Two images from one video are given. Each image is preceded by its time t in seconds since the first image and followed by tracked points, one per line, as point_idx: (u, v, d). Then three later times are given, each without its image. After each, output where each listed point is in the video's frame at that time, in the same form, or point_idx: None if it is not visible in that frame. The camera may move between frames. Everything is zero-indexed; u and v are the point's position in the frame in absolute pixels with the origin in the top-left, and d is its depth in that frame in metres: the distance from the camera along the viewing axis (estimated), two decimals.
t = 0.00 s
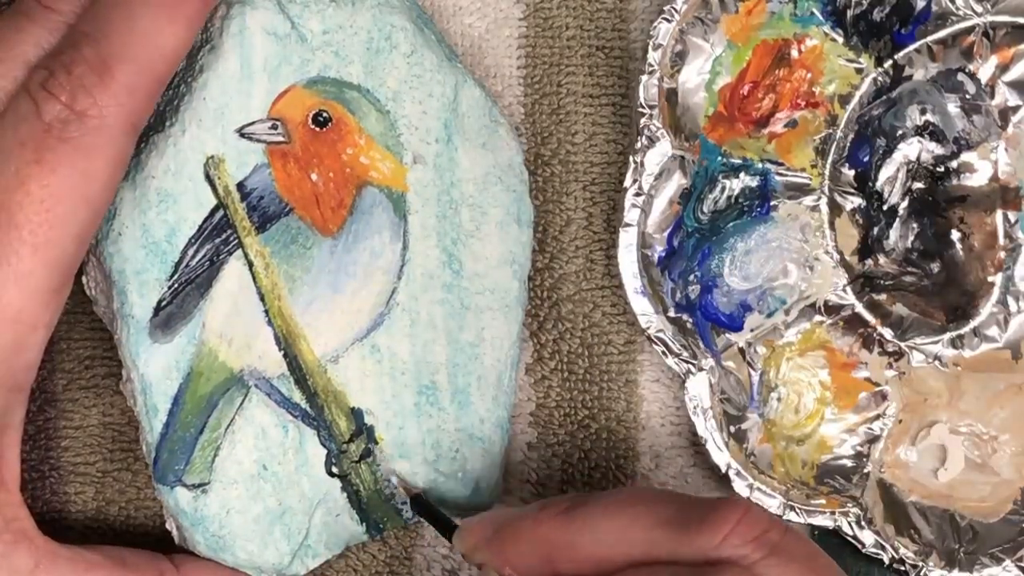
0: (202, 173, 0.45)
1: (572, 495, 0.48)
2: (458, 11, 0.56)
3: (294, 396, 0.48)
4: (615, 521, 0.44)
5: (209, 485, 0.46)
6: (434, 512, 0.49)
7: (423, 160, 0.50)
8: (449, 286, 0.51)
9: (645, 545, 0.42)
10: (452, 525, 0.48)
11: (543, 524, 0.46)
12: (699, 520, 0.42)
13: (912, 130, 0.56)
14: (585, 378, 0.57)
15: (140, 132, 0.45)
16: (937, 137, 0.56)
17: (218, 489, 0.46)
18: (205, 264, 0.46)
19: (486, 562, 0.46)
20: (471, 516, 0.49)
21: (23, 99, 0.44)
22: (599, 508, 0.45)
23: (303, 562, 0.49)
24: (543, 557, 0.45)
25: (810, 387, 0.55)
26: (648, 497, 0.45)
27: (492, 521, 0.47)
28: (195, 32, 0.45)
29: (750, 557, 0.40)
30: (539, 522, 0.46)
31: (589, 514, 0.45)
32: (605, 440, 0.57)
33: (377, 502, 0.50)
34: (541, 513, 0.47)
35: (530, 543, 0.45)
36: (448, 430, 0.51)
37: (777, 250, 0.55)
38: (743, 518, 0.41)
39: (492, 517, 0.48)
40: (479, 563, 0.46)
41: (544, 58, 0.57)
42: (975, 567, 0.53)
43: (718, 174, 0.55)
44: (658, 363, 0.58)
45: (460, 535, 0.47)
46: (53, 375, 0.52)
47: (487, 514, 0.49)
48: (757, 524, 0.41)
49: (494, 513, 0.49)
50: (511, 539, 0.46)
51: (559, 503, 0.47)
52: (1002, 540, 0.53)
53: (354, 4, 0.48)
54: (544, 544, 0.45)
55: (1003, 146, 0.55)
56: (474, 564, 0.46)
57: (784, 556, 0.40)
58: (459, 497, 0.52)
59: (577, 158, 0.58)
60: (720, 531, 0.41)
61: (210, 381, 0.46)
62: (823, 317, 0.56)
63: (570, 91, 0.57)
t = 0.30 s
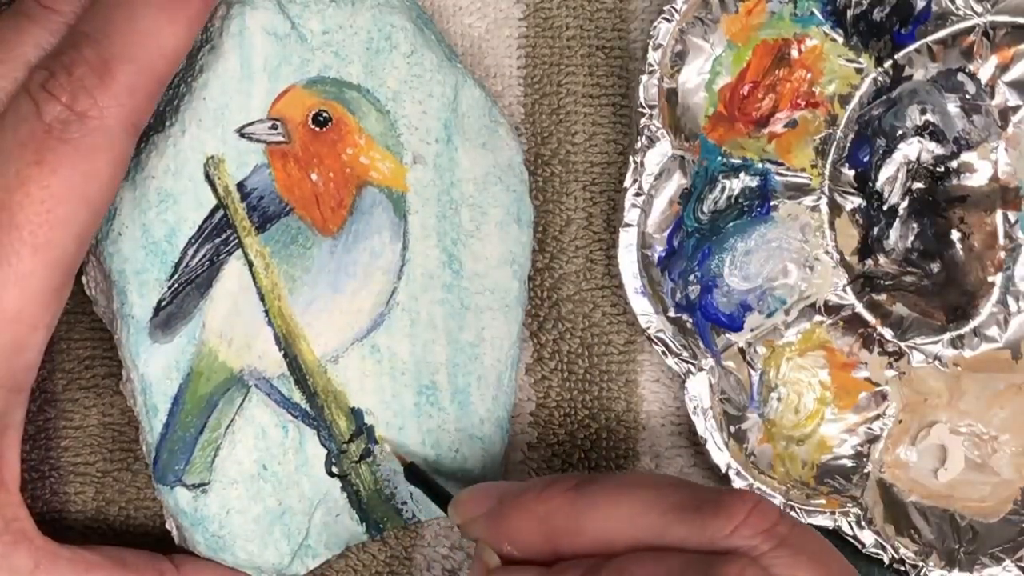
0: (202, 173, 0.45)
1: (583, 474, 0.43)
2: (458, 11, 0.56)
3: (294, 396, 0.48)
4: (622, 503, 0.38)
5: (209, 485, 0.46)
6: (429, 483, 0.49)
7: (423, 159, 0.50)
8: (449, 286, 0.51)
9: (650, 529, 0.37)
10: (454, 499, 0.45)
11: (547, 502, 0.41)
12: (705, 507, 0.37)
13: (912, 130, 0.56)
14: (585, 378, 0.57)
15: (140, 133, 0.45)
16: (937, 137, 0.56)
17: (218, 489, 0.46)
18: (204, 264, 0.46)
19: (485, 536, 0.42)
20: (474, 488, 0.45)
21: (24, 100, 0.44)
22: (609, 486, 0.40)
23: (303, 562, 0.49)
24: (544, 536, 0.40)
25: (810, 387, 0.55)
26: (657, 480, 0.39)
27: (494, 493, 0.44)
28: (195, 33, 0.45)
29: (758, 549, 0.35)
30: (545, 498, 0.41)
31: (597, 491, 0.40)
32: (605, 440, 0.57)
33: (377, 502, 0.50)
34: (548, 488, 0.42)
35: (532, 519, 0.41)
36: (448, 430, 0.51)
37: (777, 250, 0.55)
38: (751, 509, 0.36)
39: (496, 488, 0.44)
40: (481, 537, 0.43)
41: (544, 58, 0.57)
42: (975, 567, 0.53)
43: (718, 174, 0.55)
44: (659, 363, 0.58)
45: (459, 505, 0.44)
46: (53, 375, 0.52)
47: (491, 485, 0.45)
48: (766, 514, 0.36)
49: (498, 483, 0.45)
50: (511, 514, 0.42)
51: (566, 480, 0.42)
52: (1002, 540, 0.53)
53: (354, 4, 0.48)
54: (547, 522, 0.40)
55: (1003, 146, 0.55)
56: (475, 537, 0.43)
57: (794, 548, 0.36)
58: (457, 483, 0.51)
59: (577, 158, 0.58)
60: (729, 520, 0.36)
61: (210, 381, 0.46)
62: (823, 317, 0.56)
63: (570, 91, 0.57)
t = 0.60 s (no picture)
0: (202, 173, 0.45)
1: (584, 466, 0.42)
2: (458, 11, 0.56)
3: (294, 396, 0.48)
4: (616, 489, 0.38)
5: (209, 485, 0.46)
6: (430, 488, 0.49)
7: (423, 160, 0.50)
8: (449, 286, 0.51)
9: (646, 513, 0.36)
10: (455, 489, 0.45)
11: (547, 492, 0.40)
12: (703, 492, 0.35)
13: (913, 130, 0.56)
14: (585, 378, 0.57)
15: (140, 133, 0.45)
16: (937, 137, 0.56)
17: (218, 489, 0.46)
18: (205, 264, 0.46)
19: (485, 525, 0.42)
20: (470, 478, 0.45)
21: (24, 100, 0.44)
22: (607, 475, 0.39)
23: (303, 563, 0.49)
24: (542, 524, 0.40)
25: (810, 387, 0.55)
26: (653, 467, 0.38)
27: (494, 482, 0.43)
28: (196, 34, 0.45)
29: (758, 533, 0.33)
30: (542, 488, 0.40)
31: (594, 480, 0.39)
32: (605, 440, 0.57)
33: (377, 502, 0.50)
34: (545, 478, 0.41)
35: (530, 509, 0.40)
36: (448, 430, 0.51)
37: (777, 250, 0.55)
38: (750, 495, 0.34)
39: (498, 477, 0.44)
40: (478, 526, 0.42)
41: (544, 58, 0.57)
42: (975, 567, 0.53)
43: (718, 174, 0.55)
44: (659, 363, 0.58)
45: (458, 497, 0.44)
46: (53, 375, 0.52)
47: (487, 477, 0.45)
48: (766, 498, 0.34)
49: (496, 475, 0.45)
50: (509, 502, 0.41)
51: (566, 469, 0.41)
52: (1002, 540, 0.53)
53: (354, 4, 0.48)
54: (545, 512, 0.40)
55: (1003, 146, 0.55)
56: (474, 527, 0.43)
57: (798, 535, 0.34)
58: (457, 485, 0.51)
59: (577, 158, 0.58)
60: (727, 504, 0.34)
61: (210, 381, 0.46)
62: (823, 317, 0.56)
63: (570, 91, 0.57)
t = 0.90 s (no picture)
0: (201, 173, 0.45)
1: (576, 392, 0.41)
2: (458, 11, 0.56)
3: (293, 396, 0.48)
4: (625, 396, 0.35)
5: (209, 485, 0.46)
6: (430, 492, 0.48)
7: (423, 160, 0.50)
8: (448, 286, 0.51)
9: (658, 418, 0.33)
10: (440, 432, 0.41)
11: (532, 408, 0.37)
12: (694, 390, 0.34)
13: (913, 130, 0.56)
14: (585, 378, 0.57)
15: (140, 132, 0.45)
16: (937, 137, 0.56)
17: (218, 489, 0.46)
18: (204, 264, 0.46)
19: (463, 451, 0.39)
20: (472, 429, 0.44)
21: (24, 100, 0.44)
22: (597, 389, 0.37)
23: (302, 563, 0.49)
24: (538, 438, 0.36)
25: (810, 388, 0.55)
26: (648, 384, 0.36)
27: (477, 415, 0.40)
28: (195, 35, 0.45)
29: (770, 425, 0.30)
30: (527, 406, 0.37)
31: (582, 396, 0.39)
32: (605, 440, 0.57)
33: (376, 502, 0.50)
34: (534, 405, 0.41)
35: (524, 420, 0.37)
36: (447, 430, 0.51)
37: (777, 250, 0.55)
38: (752, 394, 0.33)
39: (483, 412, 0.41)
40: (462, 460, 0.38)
41: (544, 58, 0.57)
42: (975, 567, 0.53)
43: (717, 174, 0.54)
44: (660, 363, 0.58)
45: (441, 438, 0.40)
46: (53, 375, 0.52)
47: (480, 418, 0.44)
48: (767, 400, 0.33)
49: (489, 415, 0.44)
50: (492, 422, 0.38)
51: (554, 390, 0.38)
52: (1002, 540, 0.53)
53: (354, 5, 0.48)
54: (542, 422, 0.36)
55: (1003, 146, 0.55)
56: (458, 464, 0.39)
57: (807, 436, 0.31)
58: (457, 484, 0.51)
59: (577, 158, 0.58)
60: (729, 400, 0.33)
61: (209, 381, 0.46)
62: (823, 317, 0.56)
63: (570, 91, 0.57)
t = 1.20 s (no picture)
0: (201, 172, 0.45)
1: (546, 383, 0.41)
2: (458, 11, 0.56)
3: (293, 396, 0.48)
4: (578, 397, 0.34)
5: (208, 485, 0.46)
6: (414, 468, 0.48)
7: (423, 160, 0.50)
8: (448, 286, 0.51)
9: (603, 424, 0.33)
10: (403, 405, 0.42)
11: (496, 407, 0.37)
12: (654, 399, 0.33)
13: (912, 130, 0.56)
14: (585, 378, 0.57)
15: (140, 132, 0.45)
16: (937, 137, 0.56)
17: (218, 489, 0.46)
18: (204, 264, 0.46)
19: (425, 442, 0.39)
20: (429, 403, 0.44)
21: (24, 101, 0.44)
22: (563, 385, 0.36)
23: (302, 562, 0.49)
24: (493, 437, 0.37)
25: (810, 387, 0.55)
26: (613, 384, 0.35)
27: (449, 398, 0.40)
28: (195, 35, 0.45)
29: (710, 436, 0.31)
30: (491, 403, 0.37)
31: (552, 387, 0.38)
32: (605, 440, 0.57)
33: (377, 503, 0.51)
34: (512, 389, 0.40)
35: (480, 416, 0.37)
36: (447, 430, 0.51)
37: (777, 250, 0.55)
38: (703, 401, 0.32)
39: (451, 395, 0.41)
40: (422, 444, 0.39)
41: (544, 58, 0.57)
42: (975, 567, 0.53)
43: (717, 174, 0.54)
44: (659, 363, 0.58)
45: (407, 413, 0.41)
46: (53, 375, 0.52)
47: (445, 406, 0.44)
48: (718, 406, 0.32)
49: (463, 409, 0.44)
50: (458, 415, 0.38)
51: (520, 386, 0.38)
52: (1002, 540, 0.53)
53: (354, 4, 0.48)
54: (496, 420, 0.37)
55: (1003, 146, 0.55)
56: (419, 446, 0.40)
57: (754, 443, 0.31)
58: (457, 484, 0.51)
59: (577, 158, 0.58)
60: (678, 410, 0.32)
61: (209, 381, 0.46)
62: (823, 317, 0.56)
63: (569, 91, 0.57)
